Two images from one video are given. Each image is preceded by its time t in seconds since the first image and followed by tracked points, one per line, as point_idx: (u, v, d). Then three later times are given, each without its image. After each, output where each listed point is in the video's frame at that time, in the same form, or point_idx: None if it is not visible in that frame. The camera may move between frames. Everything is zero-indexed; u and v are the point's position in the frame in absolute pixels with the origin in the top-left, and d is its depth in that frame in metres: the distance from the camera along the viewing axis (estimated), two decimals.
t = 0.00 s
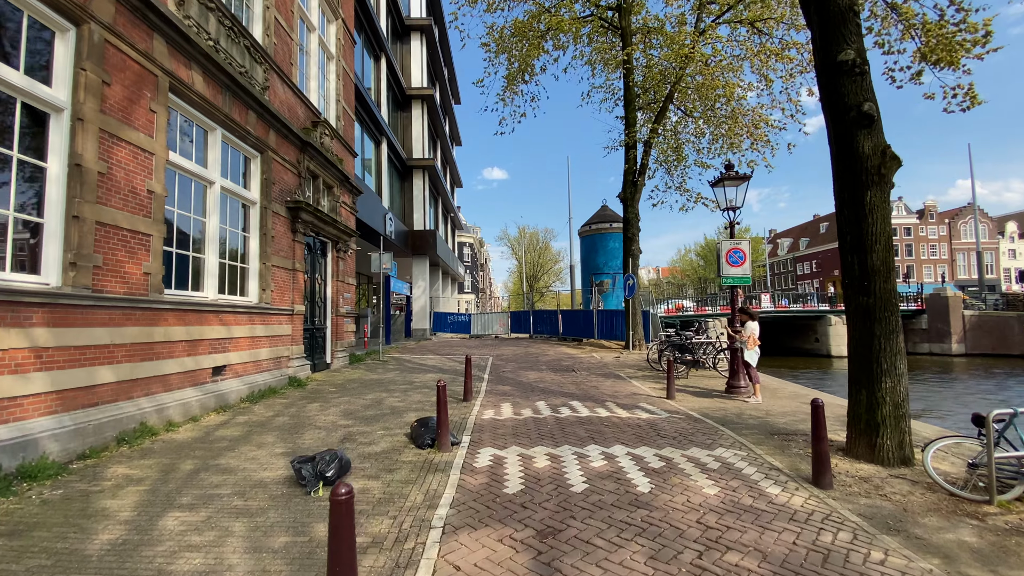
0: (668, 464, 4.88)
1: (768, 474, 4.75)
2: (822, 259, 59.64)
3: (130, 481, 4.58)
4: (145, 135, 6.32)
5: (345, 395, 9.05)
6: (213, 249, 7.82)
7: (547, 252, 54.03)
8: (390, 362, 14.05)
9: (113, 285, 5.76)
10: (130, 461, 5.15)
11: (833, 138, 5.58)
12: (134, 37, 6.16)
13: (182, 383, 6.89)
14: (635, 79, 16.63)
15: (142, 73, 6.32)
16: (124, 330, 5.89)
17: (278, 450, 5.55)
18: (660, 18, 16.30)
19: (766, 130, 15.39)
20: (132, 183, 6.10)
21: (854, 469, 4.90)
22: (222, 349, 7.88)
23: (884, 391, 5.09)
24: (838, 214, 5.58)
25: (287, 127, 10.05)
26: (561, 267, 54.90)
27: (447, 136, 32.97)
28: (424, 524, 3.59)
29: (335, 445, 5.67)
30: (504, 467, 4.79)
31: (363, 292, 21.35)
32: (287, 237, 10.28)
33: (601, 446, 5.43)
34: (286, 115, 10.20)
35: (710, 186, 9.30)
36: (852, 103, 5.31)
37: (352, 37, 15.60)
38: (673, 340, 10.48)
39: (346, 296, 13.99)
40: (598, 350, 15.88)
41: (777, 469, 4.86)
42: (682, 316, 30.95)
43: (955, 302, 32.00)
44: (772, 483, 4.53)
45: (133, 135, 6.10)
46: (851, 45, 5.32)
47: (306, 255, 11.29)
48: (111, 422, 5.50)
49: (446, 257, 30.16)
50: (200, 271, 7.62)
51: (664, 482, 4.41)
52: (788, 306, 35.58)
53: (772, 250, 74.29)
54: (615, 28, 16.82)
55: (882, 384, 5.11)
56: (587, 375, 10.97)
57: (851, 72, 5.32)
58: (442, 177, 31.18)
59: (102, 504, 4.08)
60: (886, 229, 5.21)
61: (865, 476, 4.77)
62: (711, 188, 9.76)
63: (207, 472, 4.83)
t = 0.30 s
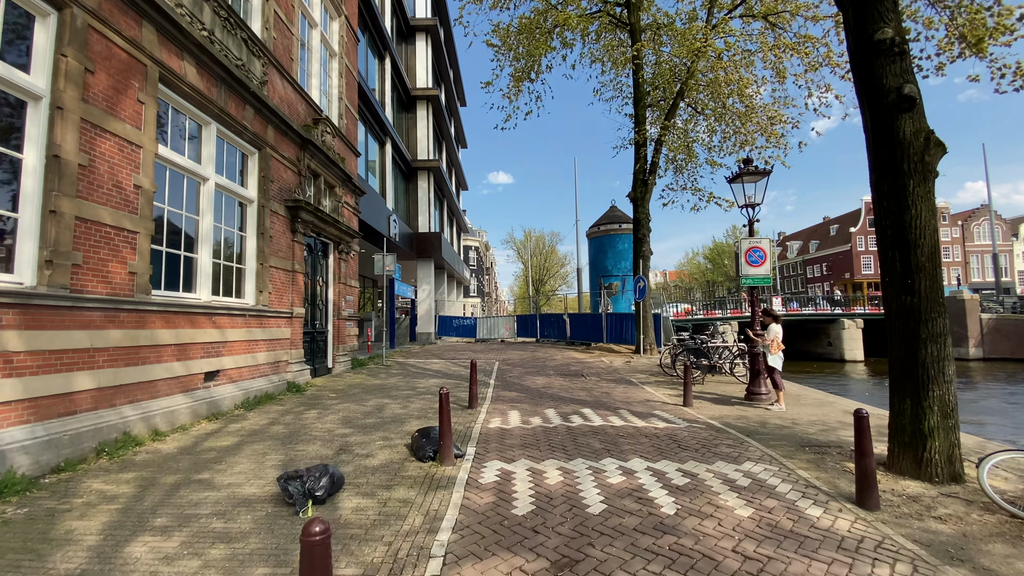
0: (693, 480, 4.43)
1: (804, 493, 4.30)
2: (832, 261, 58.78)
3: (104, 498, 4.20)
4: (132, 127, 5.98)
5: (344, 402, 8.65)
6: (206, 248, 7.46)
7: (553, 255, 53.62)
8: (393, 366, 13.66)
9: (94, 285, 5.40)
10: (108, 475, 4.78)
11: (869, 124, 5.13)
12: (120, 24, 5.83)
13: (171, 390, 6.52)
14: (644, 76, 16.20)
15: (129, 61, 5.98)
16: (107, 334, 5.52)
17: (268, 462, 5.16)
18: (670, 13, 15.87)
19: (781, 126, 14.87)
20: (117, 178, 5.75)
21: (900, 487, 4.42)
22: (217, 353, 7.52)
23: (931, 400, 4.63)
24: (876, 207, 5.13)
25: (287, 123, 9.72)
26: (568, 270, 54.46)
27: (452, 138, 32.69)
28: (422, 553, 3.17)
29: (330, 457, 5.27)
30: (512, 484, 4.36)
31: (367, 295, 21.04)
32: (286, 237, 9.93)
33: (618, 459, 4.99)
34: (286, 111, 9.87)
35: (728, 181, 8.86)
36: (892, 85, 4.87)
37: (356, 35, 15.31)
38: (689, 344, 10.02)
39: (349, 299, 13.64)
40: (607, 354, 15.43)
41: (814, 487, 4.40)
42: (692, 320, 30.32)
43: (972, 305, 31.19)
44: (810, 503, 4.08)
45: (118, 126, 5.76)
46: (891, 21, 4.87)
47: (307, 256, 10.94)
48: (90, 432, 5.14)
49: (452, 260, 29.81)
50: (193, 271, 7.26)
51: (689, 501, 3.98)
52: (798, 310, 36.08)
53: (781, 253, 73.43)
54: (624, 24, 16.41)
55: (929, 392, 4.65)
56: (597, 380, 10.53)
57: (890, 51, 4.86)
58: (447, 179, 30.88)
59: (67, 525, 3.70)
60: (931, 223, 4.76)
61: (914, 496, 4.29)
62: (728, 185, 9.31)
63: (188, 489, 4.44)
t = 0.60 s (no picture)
0: (721, 502, 4.00)
1: (846, 518, 3.86)
2: (841, 263, 58.06)
3: (70, 521, 3.81)
4: (114, 118, 5.63)
5: (342, 409, 8.24)
6: (197, 248, 7.08)
7: (558, 258, 53.19)
8: (395, 371, 13.25)
9: (70, 286, 5.03)
10: (81, 492, 4.40)
11: (909, 110, 4.69)
12: (100, 8, 5.48)
13: (156, 399, 6.14)
14: (652, 72, 15.81)
15: (112, 48, 5.63)
16: (84, 338, 5.14)
17: (255, 478, 4.75)
18: (679, 7, 15.46)
19: (794, 123, 14.41)
20: (97, 171, 5.39)
21: (953, 513, 3.97)
22: (208, 359, 7.15)
23: (980, 413, 4.20)
24: (917, 199, 4.69)
25: (283, 118, 9.36)
26: (572, 272, 53.99)
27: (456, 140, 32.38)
28: None
29: (322, 473, 4.86)
30: (521, 506, 3.94)
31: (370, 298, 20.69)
32: (283, 237, 9.56)
33: (635, 477, 4.55)
34: (283, 107, 9.52)
35: (744, 178, 8.43)
36: (936, 67, 4.43)
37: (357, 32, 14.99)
38: (704, 350, 9.56)
39: (350, 301, 13.26)
40: (615, 358, 15.00)
41: (856, 510, 3.96)
42: (699, 322, 29.75)
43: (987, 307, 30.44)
44: (855, 531, 3.63)
45: (99, 116, 5.40)
46: None
47: (304, 257, 10.56)
48: (63, 444, 4.76)
49: (456, 262, 29.44)
50: (182, 272, 6.90)
51: (720, 528, 3.54)
52: (808, 312, 35.49)
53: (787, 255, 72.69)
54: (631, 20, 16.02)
55: (980, 404, 4.21)
56: (606, 386, 10.09)
57: (933, 30, 4.44)
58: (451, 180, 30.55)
59: (24, 552, 3.31)
60: (980, 216, 4.34)
61: (970, 522, 3.84)
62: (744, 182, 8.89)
63: (164, 511, 4.03)
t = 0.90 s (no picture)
0: (750, 523, 3.58)
1: (892, 542, 3.43)
2: (847, 261, 57.41)
3: (24, 543, 3.43)
4: (90, 103, 5.23)
5: (337, 412, 7.85)
6: (183, 243, 6.69)
7: (561, 256, 52.74)
8: (395, 371, 12.87)
9: (37, 283, 4.65)
10: (43, 508, 4.01)
11: (953, 88, 4.21)
12: None
13: (135, 403, 5.76)
14: (659, 63, 15.35)
15: (88, 27, 5.24)
16: (54, 339, 4.76)
17: (236, 491, 4.36)
18: None
19: (807, 116, 13.93)
20: (69, 159, 5.00)
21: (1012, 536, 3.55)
22: (195, 360, 6.77)
23: None
24: (963, 185, 4.24)
25: (276, 109, 8.95)
26: (575, 271, 53.50)
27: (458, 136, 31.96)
28: None
29: (309, 485, 4.47)
30: (527, 526, 3.54)
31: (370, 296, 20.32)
32: (277, 233, 9.17)
33: (652, 491, 4.14)
34: (276, 96, 9.11)
35: (761, 168, 7.99)
36: (984, 39, 3.93)
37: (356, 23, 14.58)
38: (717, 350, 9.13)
39: (348, 300, 12.88)
40: (621, 358, 14.59)
41: (902, 532, 3.54)
42: (705, 322, 29.27)
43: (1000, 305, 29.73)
44: (906, 558, 3.19)
45: (72, 100, 5.01)
46: None
47: (299, 254, 10.17)
48: (27, 455, 4.39)
49: (457, 261, 29.04)
50: (167, 269, 6.52)
51: (753, 555, 3.13)
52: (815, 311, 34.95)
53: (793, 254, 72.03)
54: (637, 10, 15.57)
55: None
56: (614, 387, 9.68)
57: None
58: (453, 178, 30.13)
59: None
60: None
61: None
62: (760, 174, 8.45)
63: (129, 531, 3.64)
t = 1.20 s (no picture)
0: (782, 549, 3.16)
1: (944, 569, 3.02)
2: (851, 261, 56.94)
3: None
4: (54, 83, 4.85)
5: (329, 417, 7.44)
6: (163, 237, 6.30)
7: (563, 255, 52.35)
8: (392, 373, 12.48)
9: None
10: None
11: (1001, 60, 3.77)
12: None
13: (108, 408, 5.36)
14: (665, 56, 14.95)
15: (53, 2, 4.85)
16: (14, 339, 4.37)
17: (210, 507, 3.95)
18: None
19: (818, 109, 13.51)
20: (29, 143, 4.62)
21: None
22: (176, 362, 6.38)
23: None
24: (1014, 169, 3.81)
25: (265, 98, 8.56)
26: (576, 270, 53.08)
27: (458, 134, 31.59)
28: None
29: (290, 501, 4.06)
30: (530, 551, 3.13)
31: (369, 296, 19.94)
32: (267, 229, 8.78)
33: (670, 509, 3.72)
34: (265, 85, 8.71)
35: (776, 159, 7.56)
36: None
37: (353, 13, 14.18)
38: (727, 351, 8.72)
39: (344, 300, 12.50)
40: (626, 359, 14.19)
41: (954, 557, 3.13)
42: (710, 322, 28.80)
43: (1010, 304, 29.04)
44: None
45: (32, 79, 4.63)
46: None
47: (291, 251, 9.78)
48: None
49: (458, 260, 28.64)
50: (146, 264, 6.13)
51: None
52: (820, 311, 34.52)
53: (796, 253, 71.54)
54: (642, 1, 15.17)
55: None
56: (619, 390, 9.27)
57: None
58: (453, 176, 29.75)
59: None
60: None
61: None
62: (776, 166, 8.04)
63: (85, 555, 3.23)
